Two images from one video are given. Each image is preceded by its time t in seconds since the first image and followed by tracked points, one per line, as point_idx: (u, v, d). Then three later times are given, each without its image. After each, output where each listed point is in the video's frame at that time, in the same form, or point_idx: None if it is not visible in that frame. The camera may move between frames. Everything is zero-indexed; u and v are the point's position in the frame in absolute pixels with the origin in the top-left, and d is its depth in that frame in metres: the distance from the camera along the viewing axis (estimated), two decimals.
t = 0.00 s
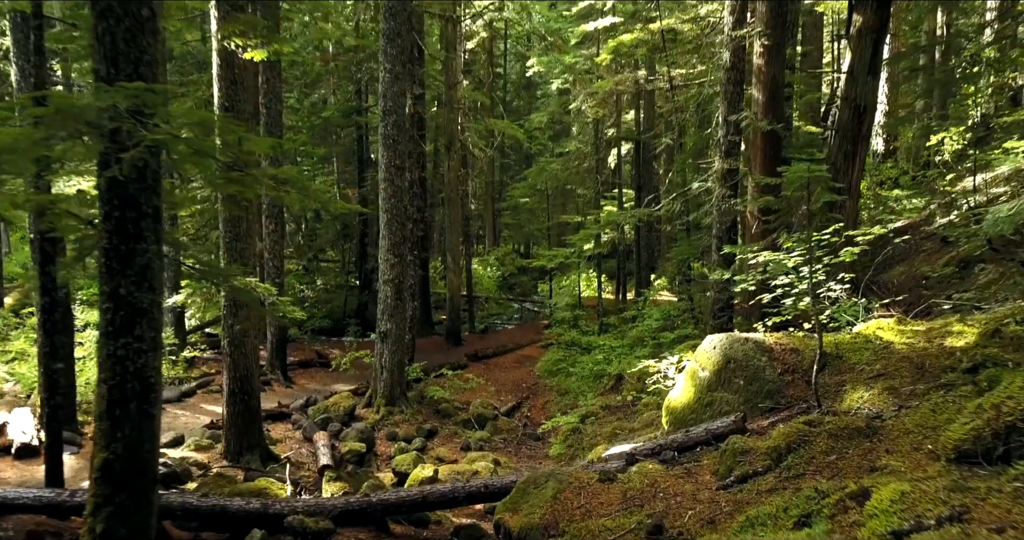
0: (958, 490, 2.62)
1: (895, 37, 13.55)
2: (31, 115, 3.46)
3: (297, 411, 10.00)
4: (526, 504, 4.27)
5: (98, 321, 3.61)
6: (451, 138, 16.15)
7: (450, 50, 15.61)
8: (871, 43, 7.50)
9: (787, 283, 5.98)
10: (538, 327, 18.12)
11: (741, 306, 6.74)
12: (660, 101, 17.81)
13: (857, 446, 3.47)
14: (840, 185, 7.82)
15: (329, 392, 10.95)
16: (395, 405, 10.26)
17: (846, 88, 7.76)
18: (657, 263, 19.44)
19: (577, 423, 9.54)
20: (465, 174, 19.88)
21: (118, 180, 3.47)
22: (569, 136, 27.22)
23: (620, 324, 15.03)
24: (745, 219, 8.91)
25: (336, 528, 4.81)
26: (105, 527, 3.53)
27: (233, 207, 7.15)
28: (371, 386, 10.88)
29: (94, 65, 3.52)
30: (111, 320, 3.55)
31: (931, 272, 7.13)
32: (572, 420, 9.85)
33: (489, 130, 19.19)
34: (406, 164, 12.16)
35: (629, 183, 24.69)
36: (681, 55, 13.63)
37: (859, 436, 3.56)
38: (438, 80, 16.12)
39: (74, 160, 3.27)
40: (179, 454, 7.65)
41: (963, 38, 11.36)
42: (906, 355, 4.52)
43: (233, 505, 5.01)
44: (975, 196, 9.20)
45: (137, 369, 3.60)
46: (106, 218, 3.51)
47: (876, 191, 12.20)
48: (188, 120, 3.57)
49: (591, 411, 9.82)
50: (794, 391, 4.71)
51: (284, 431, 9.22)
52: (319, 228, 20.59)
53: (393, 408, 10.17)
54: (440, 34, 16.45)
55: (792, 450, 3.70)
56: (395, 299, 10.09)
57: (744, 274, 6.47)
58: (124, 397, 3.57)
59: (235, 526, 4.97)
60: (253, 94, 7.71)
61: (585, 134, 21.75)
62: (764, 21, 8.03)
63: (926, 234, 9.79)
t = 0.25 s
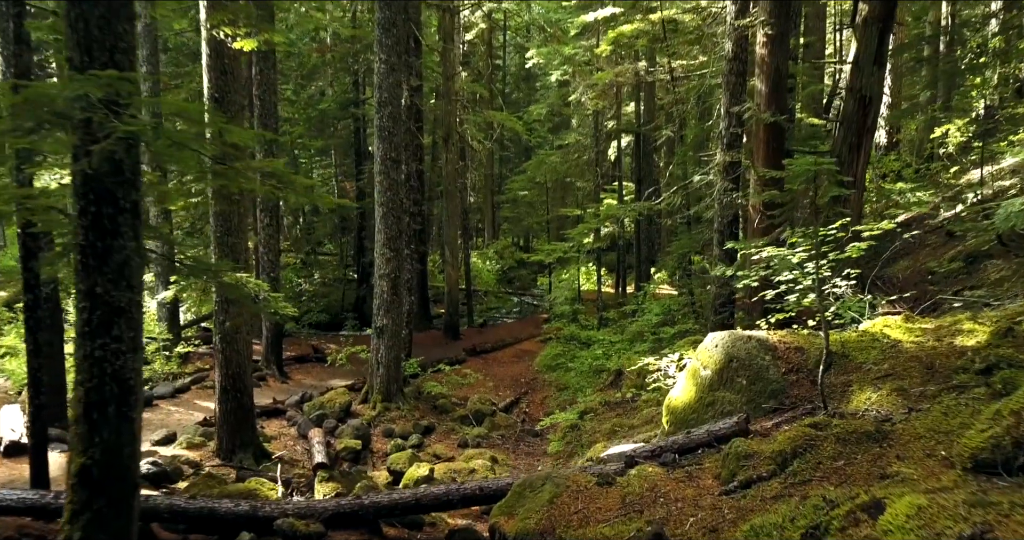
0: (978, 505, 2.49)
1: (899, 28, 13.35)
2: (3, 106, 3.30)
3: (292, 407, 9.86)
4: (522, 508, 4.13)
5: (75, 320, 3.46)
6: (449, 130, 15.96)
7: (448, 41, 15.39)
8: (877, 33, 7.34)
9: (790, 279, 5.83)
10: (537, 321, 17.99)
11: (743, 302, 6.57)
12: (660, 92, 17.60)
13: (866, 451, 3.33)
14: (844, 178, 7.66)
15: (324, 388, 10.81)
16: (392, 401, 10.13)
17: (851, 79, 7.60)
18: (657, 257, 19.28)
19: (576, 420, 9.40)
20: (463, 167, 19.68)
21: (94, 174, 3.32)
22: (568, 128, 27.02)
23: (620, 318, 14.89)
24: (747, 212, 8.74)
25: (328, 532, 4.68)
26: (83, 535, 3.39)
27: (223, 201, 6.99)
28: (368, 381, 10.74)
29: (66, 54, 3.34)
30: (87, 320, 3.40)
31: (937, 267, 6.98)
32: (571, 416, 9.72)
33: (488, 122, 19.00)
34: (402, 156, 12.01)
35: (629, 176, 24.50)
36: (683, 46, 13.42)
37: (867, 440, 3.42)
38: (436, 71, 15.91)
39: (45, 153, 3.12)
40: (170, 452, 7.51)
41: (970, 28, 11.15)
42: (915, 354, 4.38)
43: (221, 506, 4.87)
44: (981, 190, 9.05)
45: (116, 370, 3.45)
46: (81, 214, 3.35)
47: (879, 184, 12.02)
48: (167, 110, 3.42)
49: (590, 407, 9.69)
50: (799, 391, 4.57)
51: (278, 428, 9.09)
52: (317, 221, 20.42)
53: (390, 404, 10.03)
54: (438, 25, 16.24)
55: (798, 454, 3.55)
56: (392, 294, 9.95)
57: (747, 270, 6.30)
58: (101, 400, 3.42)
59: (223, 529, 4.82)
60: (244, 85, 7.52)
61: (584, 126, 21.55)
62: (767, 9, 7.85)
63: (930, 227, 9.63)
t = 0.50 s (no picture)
0: (1000, 523, 2.35)
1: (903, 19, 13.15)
2: None
3: (288, 403, 9.73)
4: (517, 514, 3.99)
5: (49, 321, 3.31)
6: (447, 123, 15.78)
7: (446, 32, 15.19)
8: (884, 23, 7.16)
9: (794, 276, 5.68)
10: (536, 316, 17.85)
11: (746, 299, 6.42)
12: (661, 84, 17.40)
13: (876, 459, 3.18)
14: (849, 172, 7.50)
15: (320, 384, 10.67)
16: (388, 397, 9.99)
17: (856, 70, 7.43)
18: (657, 251, 19.12)
19: (575, 417, 9.26)
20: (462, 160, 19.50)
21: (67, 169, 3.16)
22: (567, 121, 26.81)
23: (620, 313, 14.74)
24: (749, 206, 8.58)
25: (318, 536, 4.54)
26: None
27: (214, 194, 6.83)
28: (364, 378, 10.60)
29: (38, 41, 3.18)
30: (62, 321, 3.25)
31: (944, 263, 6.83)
32: (570, 413, 9.58)
33: (487, 115, 18.80)
34: (398, 149, 11.83)
35: (629, 168, 24.31)
36: (684, 37, 13.22)
37: (877, 447, 3.27)
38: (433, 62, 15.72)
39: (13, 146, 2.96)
40: (161, 451, 7.38)
41: (976, 18, 10.95)
42: (924, 355, 4.23)
43: (208, 510, 4.72)
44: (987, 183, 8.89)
45: (92, 373, 3.30)
46: (54, 211, 3.19)
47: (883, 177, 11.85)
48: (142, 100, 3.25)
49: (589, 404, 9.55)
50: (803, 393, 4.43)
51: (272, 426, 8.95)
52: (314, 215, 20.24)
53: (386, 401, 9.90)
54: (436, 16, 16.03)
55: (805, 461, 3.42)
56: (388, 289, 9.80)
57: (750, 266, 6.16)
58: (77, 405, 3.27)
59: (210, 534, 4.68)
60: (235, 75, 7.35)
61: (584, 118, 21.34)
62: None
63: (935, 221, 9.47)
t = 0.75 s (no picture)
0: None
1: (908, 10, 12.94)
2: None
3: (282, 401, 9.58)
4: (512, 522, 3.84)
5: (21, 324, 3.15)
6: (445, 116, 15.58)
7: (444, 23, 14.97)
8: (890, 13, 6.99)
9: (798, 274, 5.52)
10: (535, 311, 17.71)
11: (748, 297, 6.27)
12: (661, 77, 17.20)
13: (887, 469, 3.03)
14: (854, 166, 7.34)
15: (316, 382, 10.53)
16: (384, 395, 9.85)
17: (862, 62, 7.26)
18: (657, 246, 18.96)
19: (573, 415, 9.13)
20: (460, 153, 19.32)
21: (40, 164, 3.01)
22: (567, 114, 26.59)
23: (620, 308, 14.59)
24: (751, 201, 8.41)
25: None
26: None
27: (203, 189, 6.66)
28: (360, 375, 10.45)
29: (7, 30, 3.01)
30: (34, 324, 3.09)
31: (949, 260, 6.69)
32: (569, 411, 9.45)
33: (485, 108, 18.60)
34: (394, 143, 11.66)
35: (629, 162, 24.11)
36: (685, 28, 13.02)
37: (888, 456, 3.13)
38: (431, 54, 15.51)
39: None
40: (152, 451, 7.23)
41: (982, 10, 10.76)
42: (934, 357, 4.09)
43: (195, 515, 4.58)
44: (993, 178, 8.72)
45: (67, 379, 3.14)
46: (24, 209, 3.04)
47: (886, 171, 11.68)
48: (116, 92, 3.08)
49: (588, 402, 9.42)
50: (809, 396, 4.28)
51: (266, 424, 8.82)
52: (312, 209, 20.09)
53: (382, 399, 9.76)
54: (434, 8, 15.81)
55: (813, 470, 3.27)
56: (384, 285, 9.64)
57: (752, 263, 6.00)
58: (50, 412, 3.12)
59: None
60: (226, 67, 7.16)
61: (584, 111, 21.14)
62: None
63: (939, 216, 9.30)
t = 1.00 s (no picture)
0: None
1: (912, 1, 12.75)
2: None
3: (276, 400, 9.44)
4: (506, 533, 3.66)
5: None
6: (443, 110, 15.39)
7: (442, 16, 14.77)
8: (896, 4, 6.82)
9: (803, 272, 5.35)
10: (534, 307, 17.57)
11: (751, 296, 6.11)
12: (662, 70, 17.00)
13: (901, 481, 2.88)
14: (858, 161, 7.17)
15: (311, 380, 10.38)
16: (380, 393, 9.71)
17: (867, 54, 7.09)
18: (657, 241, 18.80)
19: (572, 414, 8.99)
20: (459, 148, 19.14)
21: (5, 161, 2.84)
22: (567, 108, 26.39)
23: (620, 304, 14.44)
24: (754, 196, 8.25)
25: None
26: None
27: (192, 185, 6.51)
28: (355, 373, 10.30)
29: None
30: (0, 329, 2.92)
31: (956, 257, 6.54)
32: (567, 410, 9.31)
33: (484, 101, 18.41)
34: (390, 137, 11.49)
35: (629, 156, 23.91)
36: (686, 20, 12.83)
37: (902, 467, 2.98)
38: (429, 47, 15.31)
39: None
40: (141, 452, 7.09)
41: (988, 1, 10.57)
42: (946, 359, 3.93)
43: (180, 523, 4.41)
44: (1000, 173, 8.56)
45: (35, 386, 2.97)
46: None
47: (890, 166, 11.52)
48: (86, 85, 2.92)
49: (587, 401, 9.27)
50: (815, 400, 4.12)
51: (260, 424, 8.67)
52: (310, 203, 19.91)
53: (378, 397, 9.61)
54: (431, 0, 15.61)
55: (822, 480, 3.12)
56: (379, 282, 9.48)
57: (755, 261, 5.84)
58: (18, 421, 2.94)
59: None
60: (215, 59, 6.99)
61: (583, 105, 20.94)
62: None
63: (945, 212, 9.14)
